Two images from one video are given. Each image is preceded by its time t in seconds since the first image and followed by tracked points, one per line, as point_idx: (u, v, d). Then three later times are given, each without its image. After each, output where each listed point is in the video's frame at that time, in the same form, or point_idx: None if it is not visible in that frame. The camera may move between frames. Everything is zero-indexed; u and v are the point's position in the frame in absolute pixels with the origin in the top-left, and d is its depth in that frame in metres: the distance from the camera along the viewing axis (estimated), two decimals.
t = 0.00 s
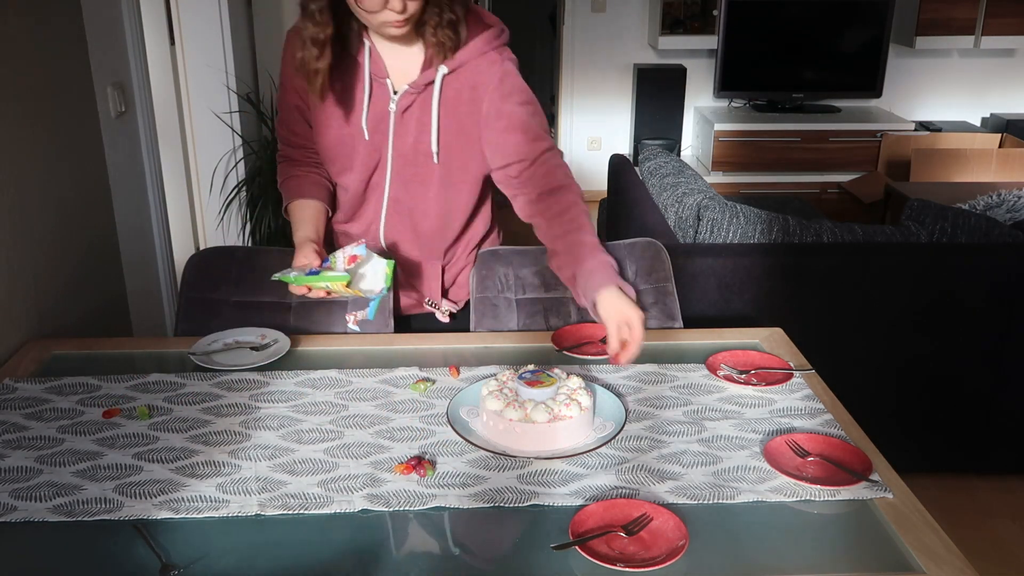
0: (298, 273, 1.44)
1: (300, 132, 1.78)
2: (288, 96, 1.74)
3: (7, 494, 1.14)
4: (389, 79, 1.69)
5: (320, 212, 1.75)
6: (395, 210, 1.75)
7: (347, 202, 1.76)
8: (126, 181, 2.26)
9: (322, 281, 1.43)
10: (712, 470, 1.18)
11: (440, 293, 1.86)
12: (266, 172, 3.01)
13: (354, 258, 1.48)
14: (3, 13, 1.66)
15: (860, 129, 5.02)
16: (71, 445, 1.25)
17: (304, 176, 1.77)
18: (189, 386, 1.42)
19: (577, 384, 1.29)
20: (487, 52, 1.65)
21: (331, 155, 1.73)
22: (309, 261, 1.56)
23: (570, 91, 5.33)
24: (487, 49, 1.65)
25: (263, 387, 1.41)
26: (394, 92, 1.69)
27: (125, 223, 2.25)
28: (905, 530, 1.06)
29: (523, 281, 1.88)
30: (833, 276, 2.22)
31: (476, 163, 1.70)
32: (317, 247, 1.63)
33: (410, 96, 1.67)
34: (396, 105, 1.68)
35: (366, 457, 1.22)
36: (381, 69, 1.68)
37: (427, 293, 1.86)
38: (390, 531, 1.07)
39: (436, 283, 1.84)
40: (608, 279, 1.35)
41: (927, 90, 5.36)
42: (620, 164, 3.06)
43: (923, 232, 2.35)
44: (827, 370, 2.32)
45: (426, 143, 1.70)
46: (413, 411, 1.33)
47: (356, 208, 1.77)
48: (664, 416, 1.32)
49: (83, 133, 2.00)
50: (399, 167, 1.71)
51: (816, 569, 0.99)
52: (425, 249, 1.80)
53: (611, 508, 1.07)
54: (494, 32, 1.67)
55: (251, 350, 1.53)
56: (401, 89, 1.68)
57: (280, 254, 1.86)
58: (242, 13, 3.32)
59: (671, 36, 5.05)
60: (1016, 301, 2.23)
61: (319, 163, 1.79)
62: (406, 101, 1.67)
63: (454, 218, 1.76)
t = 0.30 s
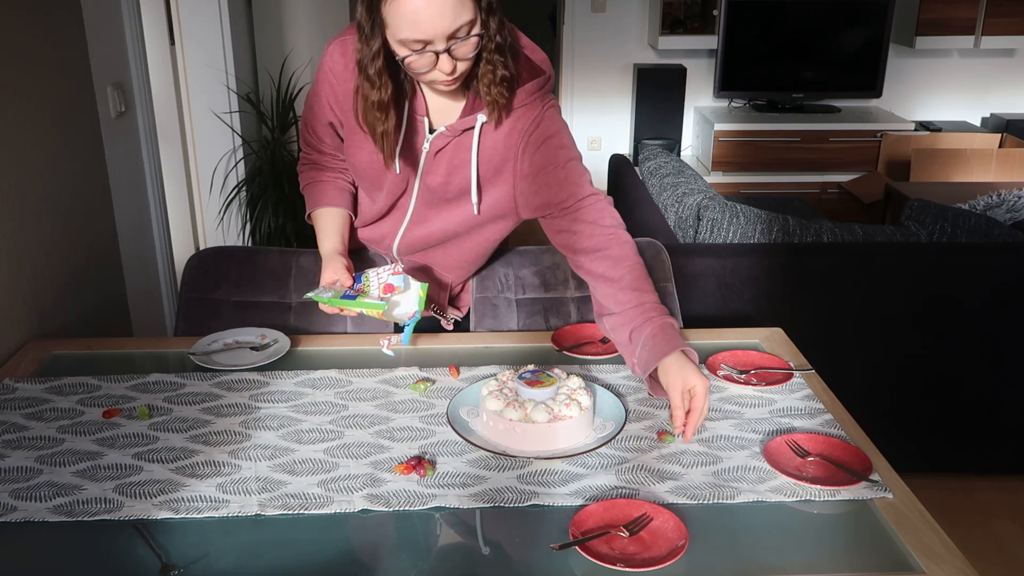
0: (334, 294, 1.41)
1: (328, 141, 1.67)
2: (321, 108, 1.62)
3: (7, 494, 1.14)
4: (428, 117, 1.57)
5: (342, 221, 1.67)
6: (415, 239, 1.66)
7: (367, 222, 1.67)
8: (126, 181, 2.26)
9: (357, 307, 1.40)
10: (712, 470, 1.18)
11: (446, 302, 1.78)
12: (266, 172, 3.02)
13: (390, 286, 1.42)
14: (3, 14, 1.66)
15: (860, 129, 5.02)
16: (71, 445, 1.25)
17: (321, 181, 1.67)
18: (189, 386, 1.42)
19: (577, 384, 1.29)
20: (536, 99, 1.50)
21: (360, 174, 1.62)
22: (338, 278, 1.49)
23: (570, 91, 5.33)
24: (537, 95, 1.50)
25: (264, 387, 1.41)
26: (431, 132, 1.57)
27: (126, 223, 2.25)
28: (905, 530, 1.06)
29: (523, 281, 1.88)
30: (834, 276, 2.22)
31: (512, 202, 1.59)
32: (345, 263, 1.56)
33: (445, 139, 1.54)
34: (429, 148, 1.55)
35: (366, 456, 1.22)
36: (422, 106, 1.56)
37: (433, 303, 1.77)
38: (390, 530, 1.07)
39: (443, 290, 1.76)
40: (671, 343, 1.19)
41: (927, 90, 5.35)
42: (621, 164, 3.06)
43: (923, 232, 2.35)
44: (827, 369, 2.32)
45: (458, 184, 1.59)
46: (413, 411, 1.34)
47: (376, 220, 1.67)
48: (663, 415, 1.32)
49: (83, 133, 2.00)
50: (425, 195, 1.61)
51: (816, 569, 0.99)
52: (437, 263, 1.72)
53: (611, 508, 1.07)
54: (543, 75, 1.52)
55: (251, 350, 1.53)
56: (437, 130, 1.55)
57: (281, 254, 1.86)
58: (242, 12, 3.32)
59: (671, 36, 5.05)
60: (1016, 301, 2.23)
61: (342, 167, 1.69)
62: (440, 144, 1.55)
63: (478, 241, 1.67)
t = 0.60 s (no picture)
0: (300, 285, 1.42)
1: (316, 143, 1.73)
2: (306, 109, 1.68)
3: (7, 494, 1.14)
4: (406, 108, 1.60)
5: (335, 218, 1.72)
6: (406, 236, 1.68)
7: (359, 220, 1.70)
8: (127, 181, 2.26)
9: (319, 293, 1.40)
10: (712, 470, 1.18)
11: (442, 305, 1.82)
12: (266, 172, 3.02)
13: (354, 271, 1.43)
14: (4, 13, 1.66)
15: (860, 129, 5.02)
16: (71, 445, 1.25)
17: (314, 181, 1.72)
18: (189, 386, 1.42)
19: (577, 384, 1.29)
20: (510, 86, 1.52)
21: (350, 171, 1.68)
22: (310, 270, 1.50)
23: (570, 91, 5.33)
24: (509, 83, 1.52)
25: (264, 387, 1.41)
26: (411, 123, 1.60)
27: (126, 224, 2.25)
28: (905, 530, 1.06)
29: (523, 281, 1.87)
30: (834, 276, 2.22)
31: (494, 193, 1.60)
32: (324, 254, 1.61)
33: (426, 128, 1.56)
34: (411, 136, 1.58)
35: (366, 456, 1.22)
36: (398, 97, 1.60)
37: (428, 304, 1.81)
38: (391, 530, 1.07)
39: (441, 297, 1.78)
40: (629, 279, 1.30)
41: (927, 90, 5.35)
42: (621, 164, 3.06)
43: (923, 232, 2.35)
44: (826, 369, 2.32)
45: (441, 176, 1.60)
46: (413, 411, 1.34)
47: (367, 221, 1.70)
48: (663, 415, 1.32)
49: (83, 132, 2.00)
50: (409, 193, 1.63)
51: (816, 569, 0.99)
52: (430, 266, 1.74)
53: (611, 507, 1.07)
54: (518, 61, 1.53)
55: (251, 350, 1.53)
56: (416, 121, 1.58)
57: (281, 254, 1.86)
58: (242, 12, 3.32)
59: (671, 36, 5.05)
60: (1016, 301, 2.23)
61: (334, 167, 1.74)
62: (421, 134, 1.57)
63: (468, 242, 1.68)
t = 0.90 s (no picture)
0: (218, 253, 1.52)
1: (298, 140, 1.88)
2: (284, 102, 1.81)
3: (7, 494, 1.14)
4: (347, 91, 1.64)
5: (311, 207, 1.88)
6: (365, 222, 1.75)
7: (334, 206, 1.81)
8: (127, 181, 2.26)
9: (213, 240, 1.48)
10: (713, 470, 1.18)
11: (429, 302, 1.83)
12: (266, 172, 3.02)
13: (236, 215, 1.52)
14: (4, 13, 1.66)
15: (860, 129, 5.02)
16: (71, 445, 1.25)
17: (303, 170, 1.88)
18: (189, 386, 1.42)
19: (577, 384, 1.29)
20: (421, 74, 1.51)
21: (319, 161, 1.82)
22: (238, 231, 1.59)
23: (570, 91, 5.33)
24: (421, 70, 1.51)
25: (264, 387, 1.41)
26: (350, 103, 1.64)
27: (126, 224, 2.25)
28: (905, 530, 1.06)
29: (523, 281, 1.87)
30: (834, 276, 2.22)
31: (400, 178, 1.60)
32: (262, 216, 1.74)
33: (358, 109, 1.61)
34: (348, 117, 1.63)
35: (366, 456, 1.22)
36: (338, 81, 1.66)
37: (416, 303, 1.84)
38: (391, 531, 1.07)
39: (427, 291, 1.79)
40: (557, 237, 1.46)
41: (928, 89, 5.35)
42: (621, 164, 3.06)
43: (923, 232, 2.35)
44: (826, 369, 2.32)
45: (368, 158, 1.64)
46: (413, 411, 1.34)
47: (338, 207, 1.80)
48: (663, 415, 1.32)
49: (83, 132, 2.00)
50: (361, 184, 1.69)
51: (816, 569, 0.99)
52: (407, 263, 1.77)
53: (612, 507, 1.07)
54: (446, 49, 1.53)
55: (251, 350, 1.53)
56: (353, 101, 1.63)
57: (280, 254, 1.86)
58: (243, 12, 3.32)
59: (671, 36, 5.05)
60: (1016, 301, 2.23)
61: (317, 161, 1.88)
62: (355, 114, 1.62)
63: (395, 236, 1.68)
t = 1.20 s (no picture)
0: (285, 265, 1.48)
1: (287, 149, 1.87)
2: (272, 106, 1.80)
3: (7, 494, 1.14)
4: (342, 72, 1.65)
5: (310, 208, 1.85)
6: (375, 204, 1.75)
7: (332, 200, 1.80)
8: (127, 180, 2.26)
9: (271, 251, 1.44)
10: (713, 470, 1.18)
11: (435, 288, 1.83)
12: (267, 172, 3.04)
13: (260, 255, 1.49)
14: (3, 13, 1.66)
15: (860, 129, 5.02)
16: (71, 445, 1.25)
17: (297, 175, 1.85)
18: (189, 386, 1.42)
19: (577, 384, 1.29)
20: (417, 38, 1.52)
21: (308, 154, 1.78)
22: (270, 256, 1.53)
23: (570, 90, 5.33)
24: (417, 34, 1.52)
25: (263, 387, 1.41)
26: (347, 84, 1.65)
27: (126, 224, 2.25)
28: (904, 530, 1.06)
29: (523, 281, 1.87)
30: (834, 276, 2.22)
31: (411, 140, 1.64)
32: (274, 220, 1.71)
33: (358, 88, 1.61)
34: (348, 98, 1.63)
35: (366, 456, 1.22)
36: (333, 65, 1.65)
37: (421, 291, 1.83)
38: (391, 530, 1.07)
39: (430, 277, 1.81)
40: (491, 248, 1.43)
41: (928, 89, 5.35)
42: (620, 164, 3.06)
43: (923, 231, 2.35)
44: (827, 369, 2.32)
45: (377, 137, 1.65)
46: (413, 411, 1.34)
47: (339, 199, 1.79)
48: (663, 415, 1.32)
49: (83, 132, 2.00)
50: (365, 164, 1.70)
51: (816, 569, 0.99)
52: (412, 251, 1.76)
53: (613, 507, 1.07)
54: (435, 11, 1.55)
55: (251, 350, 1.53)
56: (350, 81, 1.63)
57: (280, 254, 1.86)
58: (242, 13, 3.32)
59: (671, 36, 5.05)
60: (1016, 301, 2.23)
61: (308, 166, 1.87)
62: (355, 93, 1.61)
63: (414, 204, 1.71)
